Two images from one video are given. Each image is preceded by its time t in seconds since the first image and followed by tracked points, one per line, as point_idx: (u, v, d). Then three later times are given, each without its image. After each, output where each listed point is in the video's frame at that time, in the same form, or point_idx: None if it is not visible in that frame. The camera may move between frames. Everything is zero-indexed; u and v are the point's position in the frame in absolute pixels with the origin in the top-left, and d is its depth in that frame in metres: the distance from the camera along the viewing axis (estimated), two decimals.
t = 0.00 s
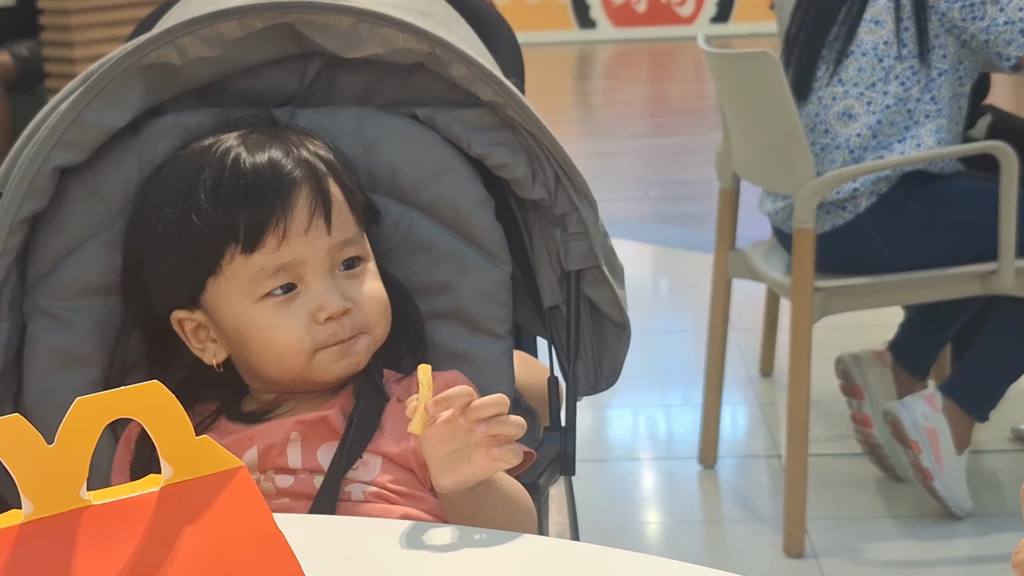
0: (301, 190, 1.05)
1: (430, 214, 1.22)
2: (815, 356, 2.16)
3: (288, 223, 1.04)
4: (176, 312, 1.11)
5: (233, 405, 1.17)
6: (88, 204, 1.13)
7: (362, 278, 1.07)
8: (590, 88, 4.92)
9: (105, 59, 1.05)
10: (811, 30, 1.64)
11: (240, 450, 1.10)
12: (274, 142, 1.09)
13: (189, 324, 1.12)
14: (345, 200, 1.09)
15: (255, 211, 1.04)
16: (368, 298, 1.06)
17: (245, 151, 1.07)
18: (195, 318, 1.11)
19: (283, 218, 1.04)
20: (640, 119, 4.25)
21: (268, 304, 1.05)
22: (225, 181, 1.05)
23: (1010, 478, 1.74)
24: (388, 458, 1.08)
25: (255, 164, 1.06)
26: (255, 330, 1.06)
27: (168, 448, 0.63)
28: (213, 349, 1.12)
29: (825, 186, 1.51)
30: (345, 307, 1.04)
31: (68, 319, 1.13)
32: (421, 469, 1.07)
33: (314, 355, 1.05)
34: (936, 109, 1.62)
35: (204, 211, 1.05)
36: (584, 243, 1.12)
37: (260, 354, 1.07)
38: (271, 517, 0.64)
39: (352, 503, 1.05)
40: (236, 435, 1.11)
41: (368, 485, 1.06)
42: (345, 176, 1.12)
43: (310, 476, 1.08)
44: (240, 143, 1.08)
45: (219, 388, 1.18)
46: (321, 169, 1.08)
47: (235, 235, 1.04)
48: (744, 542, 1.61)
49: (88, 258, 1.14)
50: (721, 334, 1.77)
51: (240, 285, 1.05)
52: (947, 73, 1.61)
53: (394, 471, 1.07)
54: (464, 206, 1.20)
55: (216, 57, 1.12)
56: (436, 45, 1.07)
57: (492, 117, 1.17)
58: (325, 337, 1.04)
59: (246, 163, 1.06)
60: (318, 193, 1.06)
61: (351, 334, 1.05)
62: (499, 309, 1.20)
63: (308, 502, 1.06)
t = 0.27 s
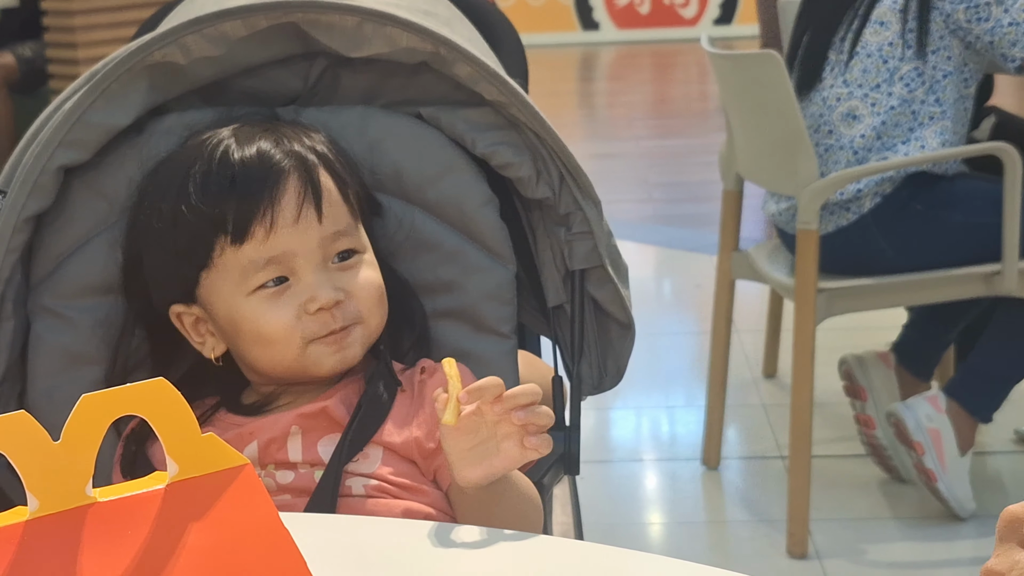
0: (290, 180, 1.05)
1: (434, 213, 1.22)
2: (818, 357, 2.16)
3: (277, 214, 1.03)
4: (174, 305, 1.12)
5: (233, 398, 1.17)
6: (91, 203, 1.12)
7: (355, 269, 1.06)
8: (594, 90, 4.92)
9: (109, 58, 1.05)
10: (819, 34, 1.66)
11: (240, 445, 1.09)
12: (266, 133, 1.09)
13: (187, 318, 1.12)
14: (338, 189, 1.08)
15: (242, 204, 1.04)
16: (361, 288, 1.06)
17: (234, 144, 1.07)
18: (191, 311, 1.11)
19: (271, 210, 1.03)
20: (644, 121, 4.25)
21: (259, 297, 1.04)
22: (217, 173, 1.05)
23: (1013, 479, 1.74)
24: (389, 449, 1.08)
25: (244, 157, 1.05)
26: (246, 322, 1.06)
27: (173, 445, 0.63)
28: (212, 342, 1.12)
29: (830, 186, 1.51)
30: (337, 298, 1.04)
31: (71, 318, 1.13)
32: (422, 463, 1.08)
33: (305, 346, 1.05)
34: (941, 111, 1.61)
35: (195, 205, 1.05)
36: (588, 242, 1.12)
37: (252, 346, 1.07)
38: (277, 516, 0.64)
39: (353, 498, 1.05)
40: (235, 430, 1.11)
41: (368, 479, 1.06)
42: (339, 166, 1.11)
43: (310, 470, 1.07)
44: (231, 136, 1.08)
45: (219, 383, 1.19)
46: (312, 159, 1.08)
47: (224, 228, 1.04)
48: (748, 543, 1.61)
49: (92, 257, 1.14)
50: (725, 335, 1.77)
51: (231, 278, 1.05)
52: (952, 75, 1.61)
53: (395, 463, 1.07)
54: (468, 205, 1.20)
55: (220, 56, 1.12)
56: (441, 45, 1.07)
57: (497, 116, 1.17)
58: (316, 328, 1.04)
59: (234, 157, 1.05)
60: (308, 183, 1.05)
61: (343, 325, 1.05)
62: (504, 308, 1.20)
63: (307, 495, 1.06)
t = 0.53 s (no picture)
0: (288, 183, 1.05)
1: (436, 213, 1.22)
2: (821, 359, 2.15)
3: (275, 219, 1.03)
4: (174, 310, 1.12)
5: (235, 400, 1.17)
6: (93, 204, 1.12)
7: (356, 273, 1.05)
8: (595, 91, 4.92)
9: (109, 59, 1.05)
10: (819, 35, 1.65)
11: (242, 447, 1.09)
12: (264, 137, 1.09)
13: (187, 322, 1.12)
14: (338, 193, 1.08)
15: (240, 207, 1.03)
16: (362, 293, 1.05)
17: (233, 148, 1.07)
18: (192, 315, 1.11)
19: (269, 214, 1.03)
20: (646, 122, 4.25)
21: (259, 302, 1.04)
22: (216, 178, 1.05)
23: (1016, 481, 1.73)
24: (392, 451, 1.08)
25: (241, 160, 1.05)
26: (246, 327, 1.05)
27: (177, 445, 0.62)
28: (213, 346, 1.12)
29: (831, 189, 1.51)
30: (336, 304, 1.03)
31: (73, 319, 1.13)
32: (426, 463, 1.07)
33: (306, 351, 1.05)
34: (943, 112, 1.61)
35: (193, 209, 1.05)
36: (591, 243, 1.12)
37: (253, 350, 1.07)
38: (281, 515, 0.64)
39: (355, 500, 1.04)
40: (237, 433, 1.10)
41: (371, 481, 1.05)
42: (337, 168, 1.11)
43: (312, 473, 1.07)
44: (230, 140, 1.08)
45: (221, 385, 1.19)
46: (310, 162, 1.07)
47: (222, 231, 1.04)
48: (750, 545, 1.60)
49: (93, 258, 1.13)
50: (727, 337, 1.77)
51: (231, 283, 1.05)
52: (954, 76, 1.61)
53: (398, 465, 1.07)
54: (471, 206, 1.19)
55: (222, 57, 1.12)
56: (444, 45, 1.07)
57: (499, 116, 1.17)
58: (317, 333, 1.04)
59: (232, 160, 1.06)
60: (306, 186, 1.05)
61: (343, 329, 1.05)
62: (506, 309, 1.19)
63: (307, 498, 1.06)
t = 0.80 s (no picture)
0: (284, 183, 1.05)
1: (438, 214, 1.22)
2: (823, 359, 2.15)
3: (271, 217, 1.03)
4: (176, 313, 1.12)
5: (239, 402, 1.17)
6: (95, 205, 1.12)
7: (354, 273, 1.05)
8: (597, 92, 4.92)
9: (112, 60, 1.05)
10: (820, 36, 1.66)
11: (245, 448, 1.09)
12: (263, 139, 1.09)
13: (189, 325, 1.12)
14: (335, 193, 1.08)
15: (236, 208, 1.04)
16: (360, 292, 1.05)
17: (230, 150, 1.07)
18: (193, 318, 1.11)
19: (265, 212, 1.03)
20: (647, 123, 4.26)
21: (256, 302, 1.04)
22: (215, 180, 1.05)
23: (1018, 482, 1.73)
24: (395, 452, 1.08)
25: (238, 162, 1.06)
26: (244, 327, 1.05)
27: (178, 447, 0.63)
28: (214, 348, 1.12)
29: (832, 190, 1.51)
30: (334, 303, 1.02)
31: (76, 320, 1.13)
32: (428, 464, 1.07)
33: (303, 351, 1.04)
34: (945, 113, 1.61)
35: (189, 210, 1.06)
36: (593, 244, 1.12)
37: (251, 350, 1.06)
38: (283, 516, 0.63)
39: (358, 502, 1.05)
40: (241, 433, 1.10)
41: (373, 483, 1.06)
42: (335, 169, 1.11)
43: (315, 475, 1.07)
44: (228, 141, 1.08)
45: (222, 386, 1.19)
46: (308, 162, 1.07)
47: (219, 232, 1.04)
48: (752, 545, 1.60)
49: (97, 259, 1.14)
50: (729, 338, 1.77)
51: (228, 283, 1.05)
52: (956, 77, 1.61)
53: (400, 467, 1.07)
54: (472, 207, 1.19)
55: (225, 58, 1.12)
56: (447, 46, 1.07)
57: (501, 118, 1.17)
58: (314, 333, 1.03)
59: (229, 162, 1.06)
60: (303, 186, 1.05)
61: (341, 329, 1.04)
62: (508, 310, 1.20)
63: (310, 501, 1.06)
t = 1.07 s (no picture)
0: (257, 173, 1.05)
1: (439, 215, 1.22)
2: (825, 359, 2.15)
3: (242, 205, 1.03)
4: (162, 313, 1.11)
5: (233, 406, 1.17)
6: (96, 206, 1.12)
7: (329, 260, 1.04)
8: (599, 92, 4.92)
9: (111, 62, 1.05)
10: (822, 37, 1.67)
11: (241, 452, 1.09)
12: (242, 137, 1.10)
13: (176, 326, 1.11)
14: (310, 184, 1.08)
15: (208, 200, 1.04)
16: (335, 278, 1.04)
17: (205, 149, 1.08)
18: (179, 318, 1.10)
19: (236, 201, 1.03)
20: (649, 122, 4.26)
21: (231, 289, 1.03)
22: (192, 177, 1.06)
23: (1019, 481, 1.73)
24: (391, 455, 1.08)
25: (211, 161, 1.06)
26: (219, 317, 1.04)
27: (179, 450, 0.63)
28: (201, 350, 1.11)
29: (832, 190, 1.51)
30: (305, 286, 1.00)
31: (77, 321, 1.13)
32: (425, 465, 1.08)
33: (276, 337, 1.02)
34: (946, 112, 1.61)
35: (165, 206, 1.07)
36: (595, 244, 1.11)
37: (228, 343, 1.05)
38: (283, 520, 0.63)
39: (354, 506, 1.06)
40: (236, 437, 1.10)
41: (369, 487, 1.07)
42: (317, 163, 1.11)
43: (311, 480, 1.07)
44: (204, 143, 1.09)
45: (220, 390, 1.18)
46: (282, 155, 1.08)
47: (192, 223, 1.05)
48: (754, 544, 1.60)
49: (98, 260, 1.14)
50: (731, 338, 1.77)
51: (204, 275, 1.04)
52: (957, 76, 1.60)
53: (396, 470, 1.08)
54: (473, 208, 1.19)
55: (227, 59, 1.12)
56: (448, 46, 1.07)
57: (502, 118, 1.17)
58: (286, 317, 1.01)
59: (203, 160, 1.07)
60: (275, 176, 1.05)
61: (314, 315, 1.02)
62: (509, 311, 1.20)
63: (305, 505, 1.05)
